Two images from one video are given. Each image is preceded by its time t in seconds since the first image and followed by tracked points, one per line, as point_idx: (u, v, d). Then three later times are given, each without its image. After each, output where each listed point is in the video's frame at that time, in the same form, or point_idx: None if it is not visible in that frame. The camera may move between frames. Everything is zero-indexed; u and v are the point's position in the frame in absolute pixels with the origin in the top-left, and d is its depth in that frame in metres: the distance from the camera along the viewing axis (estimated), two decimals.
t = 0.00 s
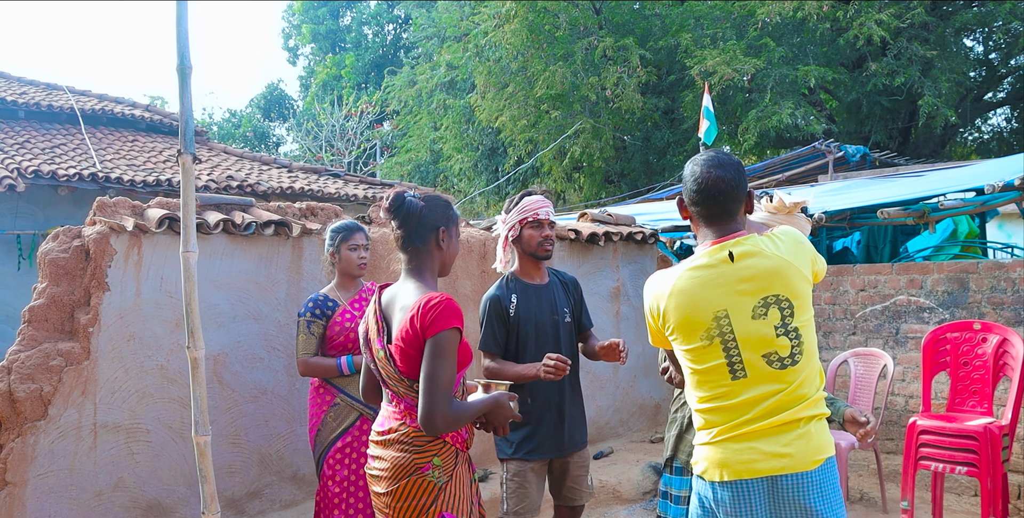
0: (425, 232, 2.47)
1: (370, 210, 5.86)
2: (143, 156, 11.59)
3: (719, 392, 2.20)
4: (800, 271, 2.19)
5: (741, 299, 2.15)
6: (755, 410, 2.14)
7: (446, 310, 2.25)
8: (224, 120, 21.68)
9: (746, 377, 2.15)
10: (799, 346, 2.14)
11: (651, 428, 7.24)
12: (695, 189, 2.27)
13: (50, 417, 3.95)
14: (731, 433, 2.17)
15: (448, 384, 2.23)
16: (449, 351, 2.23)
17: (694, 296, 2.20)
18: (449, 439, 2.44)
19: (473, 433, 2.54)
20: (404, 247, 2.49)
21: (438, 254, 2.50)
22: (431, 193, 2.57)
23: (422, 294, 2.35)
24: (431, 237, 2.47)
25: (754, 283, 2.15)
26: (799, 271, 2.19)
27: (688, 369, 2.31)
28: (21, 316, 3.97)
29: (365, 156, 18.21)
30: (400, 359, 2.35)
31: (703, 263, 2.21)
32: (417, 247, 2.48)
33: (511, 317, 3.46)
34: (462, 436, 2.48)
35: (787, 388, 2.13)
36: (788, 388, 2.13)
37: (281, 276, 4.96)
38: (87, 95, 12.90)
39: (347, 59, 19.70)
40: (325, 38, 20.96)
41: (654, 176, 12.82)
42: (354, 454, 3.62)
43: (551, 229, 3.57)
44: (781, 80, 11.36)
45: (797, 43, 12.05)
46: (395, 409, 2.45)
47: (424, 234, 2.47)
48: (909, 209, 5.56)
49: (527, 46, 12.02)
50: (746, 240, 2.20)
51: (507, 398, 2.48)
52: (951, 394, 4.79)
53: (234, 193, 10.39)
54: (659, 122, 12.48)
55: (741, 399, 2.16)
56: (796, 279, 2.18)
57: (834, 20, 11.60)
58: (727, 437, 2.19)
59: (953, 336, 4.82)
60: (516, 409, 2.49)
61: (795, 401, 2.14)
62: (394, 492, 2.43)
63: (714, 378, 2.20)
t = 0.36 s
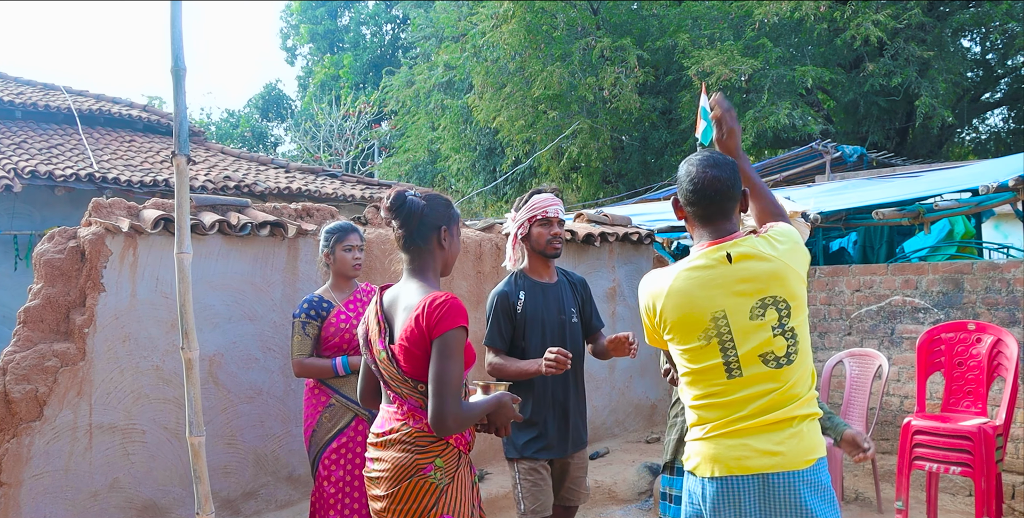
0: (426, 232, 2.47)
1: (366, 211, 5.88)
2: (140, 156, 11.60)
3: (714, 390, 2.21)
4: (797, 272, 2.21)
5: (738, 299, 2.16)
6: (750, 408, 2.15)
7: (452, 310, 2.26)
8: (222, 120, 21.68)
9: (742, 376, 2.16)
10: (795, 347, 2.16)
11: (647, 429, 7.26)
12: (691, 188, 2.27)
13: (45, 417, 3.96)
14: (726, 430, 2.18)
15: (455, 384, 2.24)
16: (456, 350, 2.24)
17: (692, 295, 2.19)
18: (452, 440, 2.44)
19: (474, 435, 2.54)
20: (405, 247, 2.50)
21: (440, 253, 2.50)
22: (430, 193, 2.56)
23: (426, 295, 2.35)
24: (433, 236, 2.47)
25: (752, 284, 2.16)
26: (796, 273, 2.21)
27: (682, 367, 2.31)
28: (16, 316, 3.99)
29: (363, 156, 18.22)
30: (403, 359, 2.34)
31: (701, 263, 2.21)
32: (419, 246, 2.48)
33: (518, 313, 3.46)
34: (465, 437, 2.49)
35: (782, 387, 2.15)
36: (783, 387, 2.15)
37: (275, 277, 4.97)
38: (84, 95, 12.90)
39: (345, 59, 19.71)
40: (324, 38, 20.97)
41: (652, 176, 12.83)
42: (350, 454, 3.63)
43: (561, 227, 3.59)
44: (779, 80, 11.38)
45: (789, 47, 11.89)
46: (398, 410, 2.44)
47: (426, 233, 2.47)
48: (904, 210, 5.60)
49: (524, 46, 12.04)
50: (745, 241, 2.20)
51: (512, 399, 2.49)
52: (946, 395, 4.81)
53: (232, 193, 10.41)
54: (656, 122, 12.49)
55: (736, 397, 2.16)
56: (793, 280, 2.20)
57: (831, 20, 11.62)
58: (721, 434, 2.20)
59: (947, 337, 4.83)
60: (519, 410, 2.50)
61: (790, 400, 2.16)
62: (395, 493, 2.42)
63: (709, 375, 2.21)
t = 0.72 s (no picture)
0: (427, 232, 2.46)
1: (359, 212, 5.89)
2: (134, 157, 11.59)
3: (712, 389, 2.20)
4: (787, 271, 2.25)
5: (738, 298, 2.16)
6: (751, 406, 2.15)
7: (460, 309, 2.25)
8: (218, 120, 21.65)
9: (744, 374, 2.16)
10: (790, 344, 2.20)
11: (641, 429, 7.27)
12: (681, 192, 2.25)
13: (38, 418, 3.97)
14: (728, 429, 2.17)
15: (463, 384, 2.21)
16: (465, 349, 2.22)
17: (690, 296, 2.17)
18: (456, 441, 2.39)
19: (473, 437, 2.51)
20: (407, 247, 2.50)
21: (442, 253, 2.48)
22: (432, 192, 2.54)
23: (432, 294, 2.33)
24: (434, 236, 2.46)
25: (750, 283, 2.17)
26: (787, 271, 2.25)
27: (677, 367, 2.29)
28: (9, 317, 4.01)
29: (359, 156, 18.22)
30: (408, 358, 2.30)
31: (700, 263, 2.19)
32: (419, 247, 2.47)
33: (524, 309, 3.48)
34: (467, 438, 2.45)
35: (781, 385, 2.17)
36: (781, 385, 2.18)
37: (269, 278, 4.98)
38: (79, 95, 12.88)
39: (341, 59, 19.70)
40: (319, 38, 20.95)
41: (647, 177, 12.84)
42: (342, 455, 3.64)
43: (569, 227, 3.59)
44: (774, 81, 11.40)
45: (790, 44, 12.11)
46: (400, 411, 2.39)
47: (426, 234, 2.46)
48: (897, 210, 5.63)
49: (520, 46, 12.05)
50: (741, 242, 2.20)
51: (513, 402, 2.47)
52: (938, 396, 4.82)
53: (226, 193, 10.41)
54: (652, 122, 12.50)
55: (735, 395, 2.17)
56: (785, 279, 2.23)
57: (826, 21, 11.65)
58: (723, 433, 2.19)
59: (939, 337, 4.86)
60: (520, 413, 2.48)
61: (788, 398, 2.19)
62: (398, 495, 2.35)
63: (709, 374, 2.19)
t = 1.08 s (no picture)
0: (407, 236, 2.38)
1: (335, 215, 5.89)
2: (114, 158, 11.54)
3: (693, 397, 2.22)
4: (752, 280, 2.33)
5: (715, 305, 2.21)
6: (731, 411, 2.20)
7: (443, 320, 2.21)
8: (201, 120, 21.53)
9: (722, 380, 2.20)
10: (761, 350, 2.26)
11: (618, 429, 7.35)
12: (652, 210, 2.34)
13: (11, 422, 3.97)
14: (711, 436, 2.20)
15: (448, 394, 2.20)
16: (448, 360, 2.19)
17: (672, 303, 2.19)
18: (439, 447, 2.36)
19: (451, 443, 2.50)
20: (386, 252, 2.42)
21: (421, 259, 2.40)
22: (413, 193, 2.46)
23: (413, 302, 2.27)
24: (413, 241, 2.38)
25: (724, 290, 2.23)
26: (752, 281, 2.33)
27: (655, 378, 2.29)
28: None
29: (341, 157, 18.19)
30: (387, 367, 2.25)
31: (676, 272, 2.23)
32: (398, 253, 2.39)
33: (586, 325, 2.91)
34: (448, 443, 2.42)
35: (756, 390, 2.24)
36: (755, 390, 2.24)
37: (245, 281, 5.00)
38: (58, 95, 12.80)
39: (325, 59, 19.65)
40: (303, 38, 20.89)
41: (628, 178, 12.91)
42: (316, 458, 3.66)
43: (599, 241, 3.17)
44: (754, 83, 11.49)
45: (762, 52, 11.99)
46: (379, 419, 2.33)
47: (405, 239, 2.38)
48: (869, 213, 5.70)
49: (502, 47, 12.09)
50: (711, 253, 2.28)
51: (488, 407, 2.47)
52: (908, 398, 4.89)
53: (206, 195, 10.39)
54: (633, 124, 12.56)
55: (717, 401, 2.20)
56: (751, 288, 2.31)
57: (805, 24, 11.76)
58: (708, 440, 2.21)
59: (909, 339, 4.93)
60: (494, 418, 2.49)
61: (762, 402, 2.25)
62: (382, 505, 2.30)
63: (691, 383, 2.21)
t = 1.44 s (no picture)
0: (343, 245, 2.41)
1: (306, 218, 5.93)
2: (92, 158, 11.47)
3: (675, 392, 2.27)
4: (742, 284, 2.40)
5: (705, 303, 2.28)
6: (712, 406, 2.25)
7: (369, 320, 2.21)
8: (182, 119, 21.39)
9: (706, 376, 2.26)
10: (746, 351, 2.32)
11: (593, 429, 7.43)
12: (647, 208, 2.42)
13: None
14: (691, 428, 2.25)
15: (378, 392, 2.19)
16: (375, 359, 2.19)
17: (663, 297, 2.26)
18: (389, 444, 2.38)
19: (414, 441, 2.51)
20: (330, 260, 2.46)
21: (360, 264, 2.42)
22: (353, 200, 2.49)
23: (347, 306, 2.30)
24: (349, 248, 2.40)
25: (715, 290, 2.30)
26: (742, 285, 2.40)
27: (642, 370, 2.34)
28: None
29: (323, 157, 18.17)
30: (327, 369, 2.30)
31: (668, 269, 2.31)
32: (338, 261, 2.43)
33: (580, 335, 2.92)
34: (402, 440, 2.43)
35: (737, 389, 2.29)
36: (736, 388, 2.29)
37: (218, 283, 5.02)
38: (35, 94, 12.70)
39: (307, 59, 19.62)
40: (285, 37, 20.86)
41: (607, 179, 13.00)
42: (286, 459, 3.67)
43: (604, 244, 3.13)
44: (732, 85, 11.61)
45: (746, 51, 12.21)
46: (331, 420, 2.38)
47: (342, 245, 2.42)
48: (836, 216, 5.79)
49: (482, 49, 12.16)
50: (706, 254, 2.35)
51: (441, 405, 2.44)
52: (874, 398, 4.99)
53: (185, 196, 10.39)
54: (613, 125, 12.63)
55: (700, 396, 2.25)
56: (740, 292, 2.38)
57: (782, 27, 11.88)
58: (686, 431, 2.25)
59: (876, 340, 5.02)
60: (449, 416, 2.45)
61: (742, 401, 2.31)
62: (335, 500, 2.36)
63: (676, 376, 2.27)
